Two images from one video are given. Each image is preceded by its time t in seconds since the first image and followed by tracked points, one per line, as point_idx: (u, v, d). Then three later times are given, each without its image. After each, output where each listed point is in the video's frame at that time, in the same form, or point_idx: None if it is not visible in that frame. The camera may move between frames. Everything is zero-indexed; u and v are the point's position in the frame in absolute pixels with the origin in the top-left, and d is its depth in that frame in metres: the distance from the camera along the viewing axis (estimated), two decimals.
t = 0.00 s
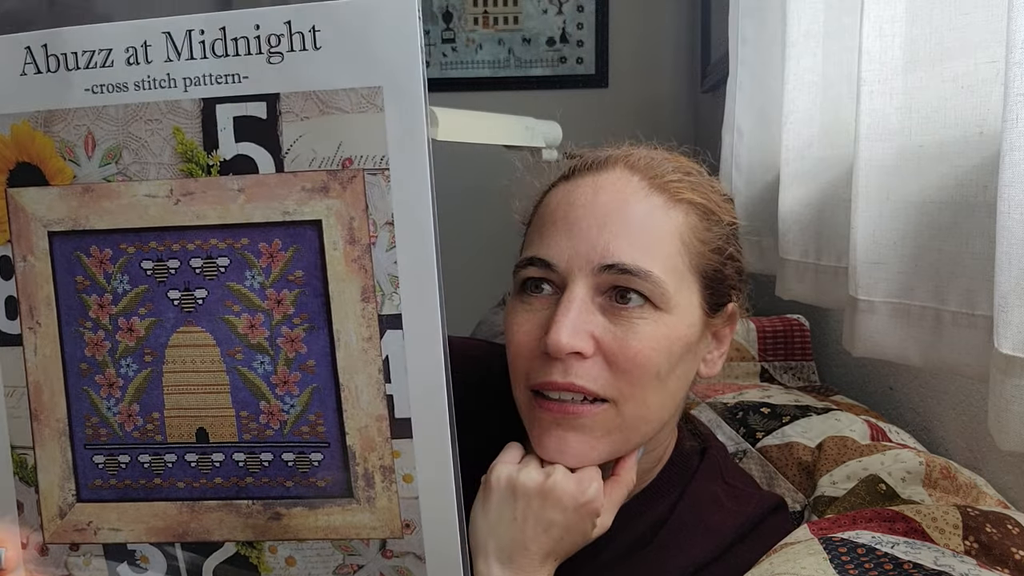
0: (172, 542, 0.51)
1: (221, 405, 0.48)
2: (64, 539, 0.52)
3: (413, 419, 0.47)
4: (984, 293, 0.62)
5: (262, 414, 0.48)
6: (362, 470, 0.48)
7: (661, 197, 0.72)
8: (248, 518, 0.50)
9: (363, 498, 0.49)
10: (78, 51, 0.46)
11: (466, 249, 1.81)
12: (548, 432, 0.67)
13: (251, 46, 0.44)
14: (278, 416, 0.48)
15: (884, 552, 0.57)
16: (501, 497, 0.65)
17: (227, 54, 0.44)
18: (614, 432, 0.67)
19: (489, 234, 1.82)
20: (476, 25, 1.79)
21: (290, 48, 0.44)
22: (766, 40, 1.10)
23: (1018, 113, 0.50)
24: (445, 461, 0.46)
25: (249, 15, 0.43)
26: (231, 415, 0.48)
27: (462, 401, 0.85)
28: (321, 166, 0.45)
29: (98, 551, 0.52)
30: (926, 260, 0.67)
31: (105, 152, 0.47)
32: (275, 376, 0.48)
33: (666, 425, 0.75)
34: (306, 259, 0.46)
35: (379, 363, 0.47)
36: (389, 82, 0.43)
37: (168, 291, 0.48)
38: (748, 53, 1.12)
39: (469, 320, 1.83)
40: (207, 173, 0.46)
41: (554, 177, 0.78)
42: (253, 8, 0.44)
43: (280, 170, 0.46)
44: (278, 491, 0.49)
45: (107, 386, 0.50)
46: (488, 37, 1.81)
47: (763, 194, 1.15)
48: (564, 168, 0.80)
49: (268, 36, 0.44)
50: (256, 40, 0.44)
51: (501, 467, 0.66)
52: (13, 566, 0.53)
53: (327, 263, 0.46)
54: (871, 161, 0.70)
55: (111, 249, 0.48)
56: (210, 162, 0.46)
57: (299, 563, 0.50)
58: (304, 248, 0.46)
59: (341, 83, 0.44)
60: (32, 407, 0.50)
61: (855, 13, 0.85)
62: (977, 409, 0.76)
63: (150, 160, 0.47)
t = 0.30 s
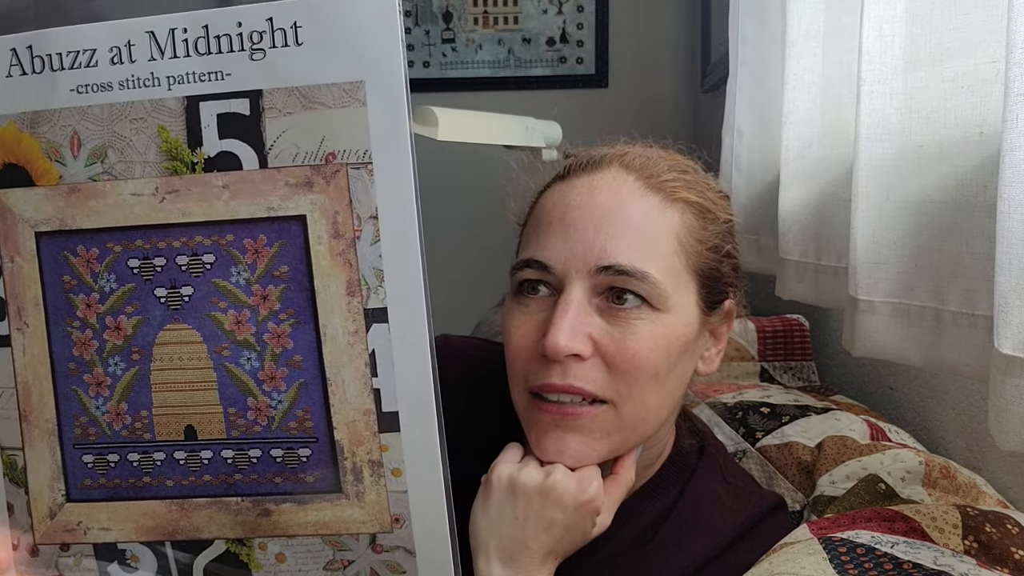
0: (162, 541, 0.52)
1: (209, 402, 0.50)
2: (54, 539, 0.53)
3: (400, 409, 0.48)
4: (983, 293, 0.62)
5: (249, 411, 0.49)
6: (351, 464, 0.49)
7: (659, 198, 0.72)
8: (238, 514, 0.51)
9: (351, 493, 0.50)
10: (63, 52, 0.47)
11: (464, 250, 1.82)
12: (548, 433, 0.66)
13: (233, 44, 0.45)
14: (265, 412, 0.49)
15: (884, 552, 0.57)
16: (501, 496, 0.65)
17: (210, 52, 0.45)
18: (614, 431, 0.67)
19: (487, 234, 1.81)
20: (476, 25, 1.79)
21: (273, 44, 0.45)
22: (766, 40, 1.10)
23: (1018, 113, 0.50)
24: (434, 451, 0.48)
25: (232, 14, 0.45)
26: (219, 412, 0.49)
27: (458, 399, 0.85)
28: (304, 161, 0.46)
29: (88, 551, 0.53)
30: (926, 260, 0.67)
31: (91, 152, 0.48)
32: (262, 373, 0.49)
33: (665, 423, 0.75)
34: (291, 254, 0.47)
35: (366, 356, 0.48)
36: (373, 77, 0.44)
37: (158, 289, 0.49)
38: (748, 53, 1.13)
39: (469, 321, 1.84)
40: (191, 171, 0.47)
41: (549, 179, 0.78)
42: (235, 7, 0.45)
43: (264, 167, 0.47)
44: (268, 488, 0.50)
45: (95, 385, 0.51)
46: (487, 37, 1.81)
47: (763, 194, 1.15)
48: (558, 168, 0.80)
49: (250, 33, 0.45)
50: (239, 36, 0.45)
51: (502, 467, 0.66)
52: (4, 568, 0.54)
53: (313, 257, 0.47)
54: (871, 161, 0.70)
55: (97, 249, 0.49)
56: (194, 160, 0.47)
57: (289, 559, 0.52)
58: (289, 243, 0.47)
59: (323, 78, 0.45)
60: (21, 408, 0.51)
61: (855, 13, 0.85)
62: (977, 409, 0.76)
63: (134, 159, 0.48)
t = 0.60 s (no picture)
0: (174, 531, 0.50)
1: (224, 393, 0.48)
2: (63, 534, 0.51)
3: (416, 396, 0.48)
4: (983, 293, 0.62)
5: (265, 400, 0.48)
6: (365, 449, 0.49)
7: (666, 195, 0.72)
8: (251, 503, 0.49)
9: (365, 477, 0.49)
10: (77, 51, 0.46)
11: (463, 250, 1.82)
12: (560, 432, 0.67)
13: (254, 46, 0.45)
14: (281, 401, 0.48)
15: (883, 551, 0.57)
16: (508, 496, 0.66)
17: (230, 54, 0.45)
18: (623, 432, 0.67)
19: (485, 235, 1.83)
20: (477, 25, 1.79)
21: (293, 47, 0.45)
22: (766, 40, 1.10)
23: (1018, 113, 0.50)
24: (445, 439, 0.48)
25: (253, 16, 0.45)
26: (235, 402, 0.49)
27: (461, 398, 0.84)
28: (324, 159, 0.47)
29: (99, 545, 0.51)
30: (925, 260, 0.67)
31: (106, 150, 0.47)
32: (279, 362, 0.48)
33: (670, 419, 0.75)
34: (309, 247, 0.48)
35: (382, 346, 0.48)
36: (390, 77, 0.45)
37: (172, 283, 0.48)
38: (748, 53, 1.13)
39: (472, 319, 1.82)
40: (210, 168, 0.47)
41: (549, 174, 0.77)
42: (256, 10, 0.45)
43: (282, 163, 0.47)
44: (282, 475, 0.49)
45: (108, 379, 0.49)
46: (488, 37, 1.81)
47: (763, 193, 1.15)
48: (559, 165, 0.79)
49: (271, 36, 0.45)
50: (259, 40, 0.45)
51: (511, 467, 0.67)
52: (12, 563, 0.52)
53: (330, 250, 0.47)
54: (871, 161, 0.70)
55: (112, 245, 0.48)
56: (213, 157, 0.47)
57: (302, 545, 0.50)
58: (308, 237, 0.47)
59: (343, 79, 0.46)
60: (29, 404, 0.50)
61: (855, 13, 0.85)
62: (977, 409, 0.76)
63: (151, 156, 0.47)
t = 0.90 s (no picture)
0: (197, 491, 0.53)
1: (245, 351, 0.52)
2: (86, 504, 0.53)
3: (423, 342, 0.53)
4: (984, 293, 0.62)
5: (284, 356, 0.53)
6: (379, 396, 0.54)
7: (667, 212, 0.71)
8: (273, 456, 0.53)
9: (379, 422, 0.54)
10: (97, 42, 0.51)
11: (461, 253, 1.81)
12: (581, 456, 0.67)
13: (264, 32, 0.51)
14: (299, 355, 0.53)
15: (883, 552, 0.57)
16: (529, 513, 0.67)
17: (243, 40, 0.51)
18: (642, 454, 0.68)
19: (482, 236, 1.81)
20: (477, 25, 1.79)
21: (301, 31, 0.51)
22: (766, 40, 1.10)
23: (1018, 112, 0.50)
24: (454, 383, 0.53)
25: (261, 6, 0.51)
26: (255, 359, 0.52)
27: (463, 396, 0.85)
28: (331, 129, 0.52)
29: (121, 512, 0.53)
30: (926, 260, 0.67)
31: (125, 131, 0.51)
32: (295, 320, 0.53)
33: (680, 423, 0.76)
34: (321, 210, 0.53)
35: (391, 298, 0.53)
36: (388, 53, 0.52)
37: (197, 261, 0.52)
38: (748, 53, 1.13)
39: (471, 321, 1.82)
40: (224, 143, 0.52)
41: (538, 187, 0.75)
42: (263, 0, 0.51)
43: (293, 135, 0.52)
44: (302, 427, 0.53)
45: (130, 347, 0.52)
46: (488, 37, 1.81)
47: (763, 194, 1.15)
48: (549, 175, 0.76)
49: (279, 23, 0.51)
50: (269, 26, 0.51)
51: (530, 489, 0.68)
52: (36, 538, 0.52)
53: (341, 213, 0.53)
54: (871, 161, 0.70)
55: (132, 219, 0.52)
56: (228, 133, 0.52)
57: (323, 493, 0.53)
58: (319, 202, 0.53)
59: (346, 57, 0.52)
60: (50, 377, 0.52)
61: (855, 13, 0.85)
62: (977, 409, 0.76)
63: (169, 135, 0.52)
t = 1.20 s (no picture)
0: (211, 501, 0.51)
1: (260, 359, 0.51)
2: (98, 514, 0.51)
3: (439, 351, 0.52)
4: (983, 293, 0.62)
5: (299, 365, 0.51)
6: (393, 405, 0.52)
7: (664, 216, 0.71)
8: (288, 465, 0.51)
9: (395, 432, 0.52)
10: (111, 48, 0.49)
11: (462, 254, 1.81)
12: (580, 456, 0.67)
13: (280, 39, 0.50)
14: (314, 364, 0.51)
15: (881, 551, 0.57)
16: (530, 517, 0.67)
17: (258, 46, 0.50)
18: (640, 454, 0.69)
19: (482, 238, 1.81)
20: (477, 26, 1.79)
21: (317, 38, 0.50)
22: (766, 40, 1.11)
23: (1018, 113, 0.50)
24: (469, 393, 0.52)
25: (277, 12, 0.49)
26: (270, 368, 0.51)
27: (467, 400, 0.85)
28: (347, 138, 0.51)
29: (134, 522, 0.51)
30: (926, 260, 0.67)
31: (139, 138, 0.50)
32: (311, 328, 0.51)
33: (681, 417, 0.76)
34: (337, 219, 0.51)
35: (406, 306, 0.52)
36: (406, 60, 0.50)
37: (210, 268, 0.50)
38: (749, 53, 1.13)
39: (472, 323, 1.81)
40: (240, 150, 0.50)
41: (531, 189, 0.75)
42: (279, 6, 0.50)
43: (310, 144, 0.51)
44: (316, 437, 0.52)
45: (144, 356, 0.51)
46: (488, 37, 1.81)
47: (762, 194, 1.15)
48: (546, 176, 0.76)
49: (295, 29, 0.50)
50: (285, 32, 0.50)
51: (530, 490, 0.68)
52: (48, 549, 0.51)
53: (356, 221, 0.51)
54: (871, 162, 0.70)
55: (146, 227, 0.51)
56: (243, 140, 0.50)
57: (337, 503, 0.52)
58: (335, 210, 0.51)
59: (363, 65, 0.50)
60: (62, 386, 0.51)
61: (854, 13, 0.85)
62: (977, 409, 0.76)
63: (183, 142, 0.50)
